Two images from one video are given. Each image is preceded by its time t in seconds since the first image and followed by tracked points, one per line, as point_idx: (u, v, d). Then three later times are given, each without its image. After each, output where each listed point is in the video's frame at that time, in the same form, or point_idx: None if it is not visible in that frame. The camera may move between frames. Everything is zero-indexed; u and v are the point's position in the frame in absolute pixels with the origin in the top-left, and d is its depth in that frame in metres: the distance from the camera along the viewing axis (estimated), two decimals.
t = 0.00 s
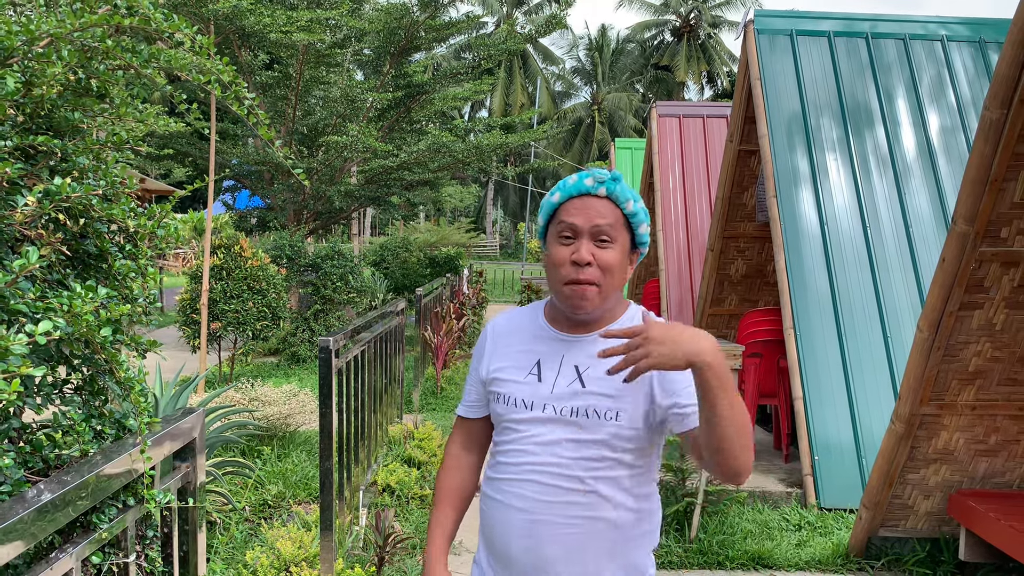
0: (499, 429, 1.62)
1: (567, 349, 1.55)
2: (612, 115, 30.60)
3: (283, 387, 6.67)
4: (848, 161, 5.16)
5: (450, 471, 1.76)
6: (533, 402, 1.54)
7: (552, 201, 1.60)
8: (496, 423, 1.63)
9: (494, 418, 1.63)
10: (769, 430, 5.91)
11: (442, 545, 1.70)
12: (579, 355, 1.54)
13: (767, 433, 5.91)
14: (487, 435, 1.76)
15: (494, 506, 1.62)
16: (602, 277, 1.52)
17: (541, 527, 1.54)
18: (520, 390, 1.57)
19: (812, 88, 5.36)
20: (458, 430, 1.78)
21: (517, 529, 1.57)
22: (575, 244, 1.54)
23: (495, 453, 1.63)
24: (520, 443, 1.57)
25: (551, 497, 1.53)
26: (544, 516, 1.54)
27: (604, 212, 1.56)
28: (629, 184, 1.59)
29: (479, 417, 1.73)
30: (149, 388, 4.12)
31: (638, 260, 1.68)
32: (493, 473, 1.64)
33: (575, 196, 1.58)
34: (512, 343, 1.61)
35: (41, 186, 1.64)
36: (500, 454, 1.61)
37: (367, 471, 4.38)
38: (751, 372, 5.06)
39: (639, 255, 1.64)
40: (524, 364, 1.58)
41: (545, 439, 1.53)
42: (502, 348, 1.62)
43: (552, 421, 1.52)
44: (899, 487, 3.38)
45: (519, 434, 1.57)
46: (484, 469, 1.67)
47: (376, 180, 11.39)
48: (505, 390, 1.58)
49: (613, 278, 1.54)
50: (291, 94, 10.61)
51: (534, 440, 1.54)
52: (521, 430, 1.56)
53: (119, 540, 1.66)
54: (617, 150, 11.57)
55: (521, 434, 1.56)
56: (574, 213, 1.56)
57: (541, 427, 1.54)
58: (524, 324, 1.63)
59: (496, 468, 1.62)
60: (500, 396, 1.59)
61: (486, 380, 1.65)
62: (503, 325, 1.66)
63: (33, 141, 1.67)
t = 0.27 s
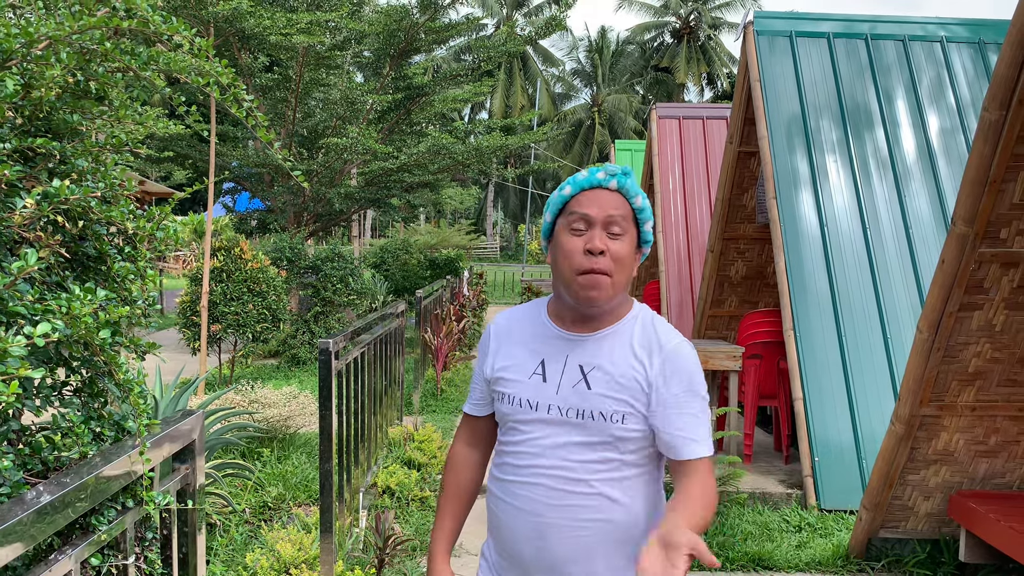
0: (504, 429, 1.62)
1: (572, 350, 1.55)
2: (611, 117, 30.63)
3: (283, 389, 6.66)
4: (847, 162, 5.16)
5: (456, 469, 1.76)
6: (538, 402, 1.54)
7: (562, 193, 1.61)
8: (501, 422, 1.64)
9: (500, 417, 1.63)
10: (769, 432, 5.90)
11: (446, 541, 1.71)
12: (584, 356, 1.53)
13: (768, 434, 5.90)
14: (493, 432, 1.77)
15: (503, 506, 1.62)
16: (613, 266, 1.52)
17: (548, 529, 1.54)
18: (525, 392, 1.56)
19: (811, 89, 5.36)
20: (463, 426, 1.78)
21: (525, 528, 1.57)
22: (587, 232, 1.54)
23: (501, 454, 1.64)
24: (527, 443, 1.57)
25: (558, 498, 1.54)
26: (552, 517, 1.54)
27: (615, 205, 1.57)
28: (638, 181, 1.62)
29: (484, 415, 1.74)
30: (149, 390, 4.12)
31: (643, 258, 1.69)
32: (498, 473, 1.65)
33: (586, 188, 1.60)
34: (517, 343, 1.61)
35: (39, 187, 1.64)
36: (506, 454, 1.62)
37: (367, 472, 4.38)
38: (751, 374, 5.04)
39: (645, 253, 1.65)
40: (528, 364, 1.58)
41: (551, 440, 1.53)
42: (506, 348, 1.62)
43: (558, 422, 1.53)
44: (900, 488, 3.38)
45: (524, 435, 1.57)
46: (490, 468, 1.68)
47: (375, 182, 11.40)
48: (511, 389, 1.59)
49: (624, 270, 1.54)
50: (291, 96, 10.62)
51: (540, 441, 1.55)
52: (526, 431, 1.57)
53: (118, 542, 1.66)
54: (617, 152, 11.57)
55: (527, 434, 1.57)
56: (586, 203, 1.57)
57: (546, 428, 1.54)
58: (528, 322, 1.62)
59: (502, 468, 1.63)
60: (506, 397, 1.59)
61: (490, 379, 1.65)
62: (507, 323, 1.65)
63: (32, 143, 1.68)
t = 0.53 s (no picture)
0: (507, 429, 1.62)
1: (575, 351, 1.55)
2: (610, 118, 30.65)
3: (282, 390, 6.66)
4: (847, 163, 5.16)
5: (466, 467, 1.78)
6: (541, 404, 1.54)
7: (561, 201, 1.58)
8: (504, 423, 1.63)
9: (503, 418, 1.63)
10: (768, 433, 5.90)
11: (457, 538, 1.74)
12: (588, 358, 1.53)
13: (767, 435, 5.90)
14: (497, 432, 1.77)
15: (504, 506, 1.62)
16: (614, 274, 1.51)
17: (548, 530, 1.55)
18: (528, 393, 1.56)
19: (810, 90, 5.36)
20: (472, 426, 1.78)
21: (526, 529, 1.58)
22: (588, 240, 1.53)
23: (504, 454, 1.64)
24: (529, 445, 1.57)
25: (559, 500, 1.54)
26: (552, 518, 1.54)
27: (615, 210, 1.55)
28: (638, 184, 1.59)
29: (492, 414, 1.73)
30: (148, 390, 4.11)
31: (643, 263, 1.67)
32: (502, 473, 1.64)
33: (585, 195, 1.57)
34: (521, 344, 1.60)
35: (37, 188, 1.64)
36: (509, 455, 1.62)
37: (366, 474, 4.38)
38: (750, 375, 5.02)
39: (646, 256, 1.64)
40: (532, 366, 1.57)
41: (553, 442, 1.53)
42: (510, 348, 1.62)
43: (560, 424, 1.52)
44: (899, 489, 3.38)
45: (526, 437, 1.57)
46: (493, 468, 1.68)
47: (375, 183, 11.41)
48: (514, 391, 1.58)
49: (625, 275, 1.53)
50: (290, 97, 10.62)
51: (541, 443, 1.54)
52: (528, 432, 1.57)
53: (116, 543, 1.66)
54: (617, 153, 11.58)
55: (529, 436, 1.56)
56: (586, 211, 1.55)
57: (548, 430, 1.54)
58: (531, 324, 1.62)
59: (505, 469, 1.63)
60: (509, 398, 1.59)
61: (494, 381, 1.64)
62: (511, 323, 1.65)
63: (29, 143, 1.68)
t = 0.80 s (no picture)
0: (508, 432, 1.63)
1: (567, 355, 1.54)
2: (609, 118, 30.67)
3: (281, 390, 6.66)
4: (846, 163, 5.16)
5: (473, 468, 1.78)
6: (539, 407, 1.55)
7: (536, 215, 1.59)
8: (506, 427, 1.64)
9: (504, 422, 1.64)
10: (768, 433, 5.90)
11: (466, 540, 1.71)
12: (580, 361, 1.53)
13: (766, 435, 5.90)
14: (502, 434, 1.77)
15: (508, 507, 1.63)
16: (588, 283, 1.50)
17: (550, 530, 1.55)
18: (526, 396, 1.57)
19: (809, 90, 5.36)
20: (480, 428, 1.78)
21: (529, 530, 1.58)
22: (560, 252, 1.53)
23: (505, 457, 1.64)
24: (528, 447, 1.57)
25: (559, 500, 1.54)
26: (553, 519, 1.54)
27: (586, 216, 1.53)
28: (607, 186, 1.55)
29: (495, 419, 1.74)
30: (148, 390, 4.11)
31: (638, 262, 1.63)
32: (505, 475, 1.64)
33: (557, 206, 1.56)
34: (518, 348, 1.61)
35: (35, 188, 1.63)
36: (510, 457, 1.62)
37: (366, 474, 4.38)
38: (750, 375, 5.03)
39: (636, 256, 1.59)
40: (529, 370, 1.58)
41: (550, 444, 1.54)
42: (508, 352, 1.63)
43: (557, 426, 1.53)
44: (898, 489, 3.38)
45: (526, 439, 1.58)
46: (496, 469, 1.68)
47: (374, 183, 11.41)
48: (513, 395, 1.60)
49: (601, 282, 1.52)
50: (289, 98, 10.61)
51: (540, 443, 1.55)
52: (527, 435, 1.58)
53: (115, 543, 1.65)
54: (616, 153, 11.58)
55: (528, 438, 1.57)
56: (558, 222, 1.54)
57: (545, 432, 1.54)
58: (528, 329, 1.62)
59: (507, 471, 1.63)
60: (509, 402, 1.61)
61: (496, 385, 1.66)
62: (511, 328, 1.67)
63: (27, 143, 1.68)
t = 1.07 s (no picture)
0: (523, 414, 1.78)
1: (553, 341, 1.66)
2: (607, 118, 30.68)
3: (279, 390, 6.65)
4: (843, 163, 5.17)
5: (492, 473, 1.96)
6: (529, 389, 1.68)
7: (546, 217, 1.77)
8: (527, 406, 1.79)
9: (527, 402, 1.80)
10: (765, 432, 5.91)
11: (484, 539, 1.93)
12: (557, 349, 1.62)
13: (764, 435, 5.90)
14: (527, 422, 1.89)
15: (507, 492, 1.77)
16: (533, 278, 1.64)
17: (524, 512, 1.65)
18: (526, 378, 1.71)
19: (807, 90, 5.37)
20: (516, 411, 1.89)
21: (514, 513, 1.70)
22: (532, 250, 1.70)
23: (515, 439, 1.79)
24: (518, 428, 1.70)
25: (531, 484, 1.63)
26: (525, 501, 1.64)
27: (545, 221, 1.62)
28: (547, 182, 1.62)
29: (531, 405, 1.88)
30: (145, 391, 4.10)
31: (616, 259, 1.55)
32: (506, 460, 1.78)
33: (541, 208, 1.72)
34: (538, 335, 1.77)
35: (33, 189, 1.63)
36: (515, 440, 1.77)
37: (364, 474, 4.37)
38: (748, 375, 5.03)
39: (597, 255, 1.55)
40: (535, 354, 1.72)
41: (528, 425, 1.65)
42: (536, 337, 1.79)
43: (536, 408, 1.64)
44: (896, 488, 3.38)
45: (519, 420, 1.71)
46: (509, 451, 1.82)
47: (372, 183, 11.41)
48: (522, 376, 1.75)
49: (544, 276, 1.62)
50: (287, 98, 10.60)
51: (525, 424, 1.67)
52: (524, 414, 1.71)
53: (113, 544, 1.65)
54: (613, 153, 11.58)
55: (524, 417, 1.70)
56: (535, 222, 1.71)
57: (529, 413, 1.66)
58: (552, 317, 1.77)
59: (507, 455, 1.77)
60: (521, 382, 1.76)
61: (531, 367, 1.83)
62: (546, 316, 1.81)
63: (25, 143, 1.68)
